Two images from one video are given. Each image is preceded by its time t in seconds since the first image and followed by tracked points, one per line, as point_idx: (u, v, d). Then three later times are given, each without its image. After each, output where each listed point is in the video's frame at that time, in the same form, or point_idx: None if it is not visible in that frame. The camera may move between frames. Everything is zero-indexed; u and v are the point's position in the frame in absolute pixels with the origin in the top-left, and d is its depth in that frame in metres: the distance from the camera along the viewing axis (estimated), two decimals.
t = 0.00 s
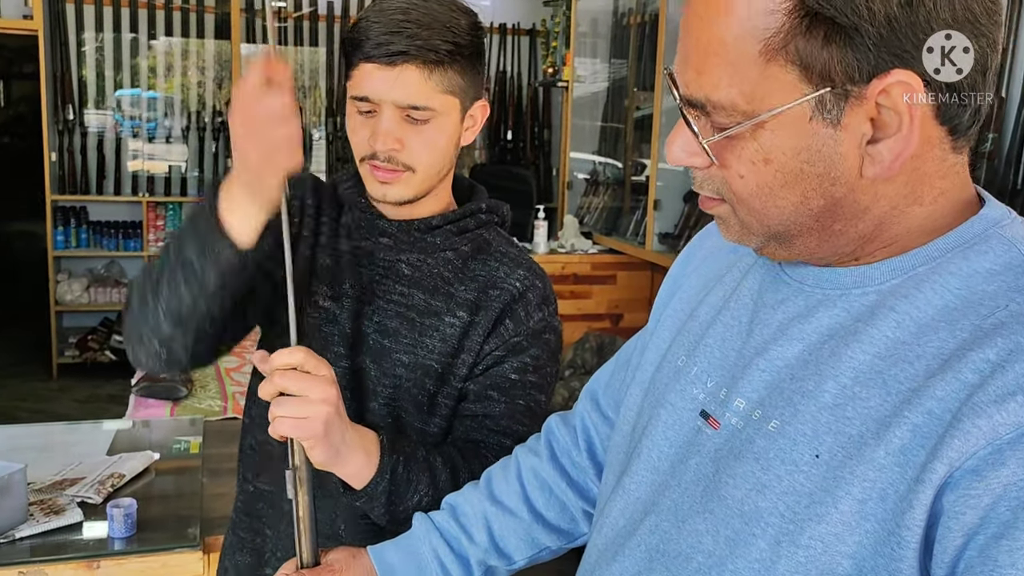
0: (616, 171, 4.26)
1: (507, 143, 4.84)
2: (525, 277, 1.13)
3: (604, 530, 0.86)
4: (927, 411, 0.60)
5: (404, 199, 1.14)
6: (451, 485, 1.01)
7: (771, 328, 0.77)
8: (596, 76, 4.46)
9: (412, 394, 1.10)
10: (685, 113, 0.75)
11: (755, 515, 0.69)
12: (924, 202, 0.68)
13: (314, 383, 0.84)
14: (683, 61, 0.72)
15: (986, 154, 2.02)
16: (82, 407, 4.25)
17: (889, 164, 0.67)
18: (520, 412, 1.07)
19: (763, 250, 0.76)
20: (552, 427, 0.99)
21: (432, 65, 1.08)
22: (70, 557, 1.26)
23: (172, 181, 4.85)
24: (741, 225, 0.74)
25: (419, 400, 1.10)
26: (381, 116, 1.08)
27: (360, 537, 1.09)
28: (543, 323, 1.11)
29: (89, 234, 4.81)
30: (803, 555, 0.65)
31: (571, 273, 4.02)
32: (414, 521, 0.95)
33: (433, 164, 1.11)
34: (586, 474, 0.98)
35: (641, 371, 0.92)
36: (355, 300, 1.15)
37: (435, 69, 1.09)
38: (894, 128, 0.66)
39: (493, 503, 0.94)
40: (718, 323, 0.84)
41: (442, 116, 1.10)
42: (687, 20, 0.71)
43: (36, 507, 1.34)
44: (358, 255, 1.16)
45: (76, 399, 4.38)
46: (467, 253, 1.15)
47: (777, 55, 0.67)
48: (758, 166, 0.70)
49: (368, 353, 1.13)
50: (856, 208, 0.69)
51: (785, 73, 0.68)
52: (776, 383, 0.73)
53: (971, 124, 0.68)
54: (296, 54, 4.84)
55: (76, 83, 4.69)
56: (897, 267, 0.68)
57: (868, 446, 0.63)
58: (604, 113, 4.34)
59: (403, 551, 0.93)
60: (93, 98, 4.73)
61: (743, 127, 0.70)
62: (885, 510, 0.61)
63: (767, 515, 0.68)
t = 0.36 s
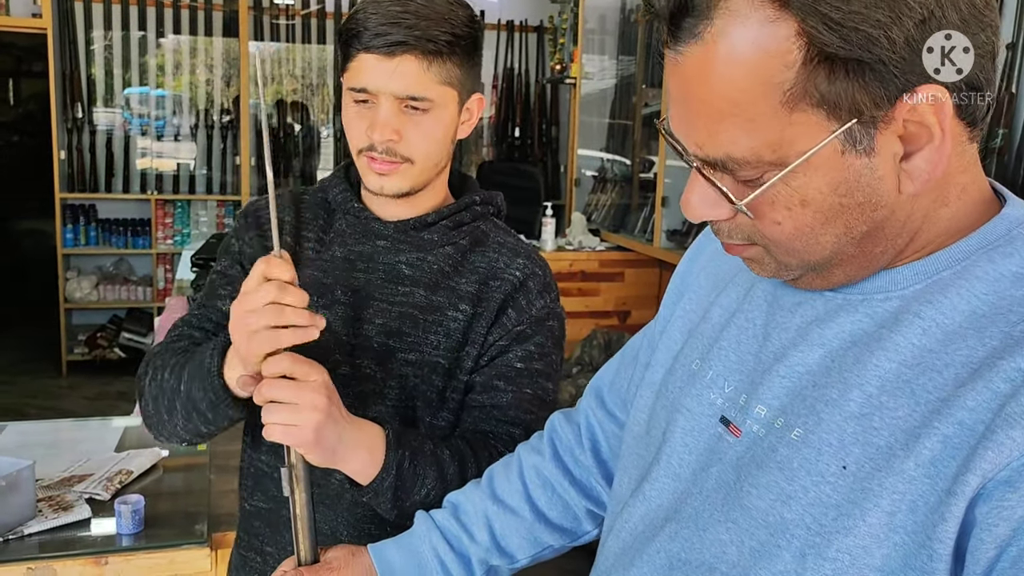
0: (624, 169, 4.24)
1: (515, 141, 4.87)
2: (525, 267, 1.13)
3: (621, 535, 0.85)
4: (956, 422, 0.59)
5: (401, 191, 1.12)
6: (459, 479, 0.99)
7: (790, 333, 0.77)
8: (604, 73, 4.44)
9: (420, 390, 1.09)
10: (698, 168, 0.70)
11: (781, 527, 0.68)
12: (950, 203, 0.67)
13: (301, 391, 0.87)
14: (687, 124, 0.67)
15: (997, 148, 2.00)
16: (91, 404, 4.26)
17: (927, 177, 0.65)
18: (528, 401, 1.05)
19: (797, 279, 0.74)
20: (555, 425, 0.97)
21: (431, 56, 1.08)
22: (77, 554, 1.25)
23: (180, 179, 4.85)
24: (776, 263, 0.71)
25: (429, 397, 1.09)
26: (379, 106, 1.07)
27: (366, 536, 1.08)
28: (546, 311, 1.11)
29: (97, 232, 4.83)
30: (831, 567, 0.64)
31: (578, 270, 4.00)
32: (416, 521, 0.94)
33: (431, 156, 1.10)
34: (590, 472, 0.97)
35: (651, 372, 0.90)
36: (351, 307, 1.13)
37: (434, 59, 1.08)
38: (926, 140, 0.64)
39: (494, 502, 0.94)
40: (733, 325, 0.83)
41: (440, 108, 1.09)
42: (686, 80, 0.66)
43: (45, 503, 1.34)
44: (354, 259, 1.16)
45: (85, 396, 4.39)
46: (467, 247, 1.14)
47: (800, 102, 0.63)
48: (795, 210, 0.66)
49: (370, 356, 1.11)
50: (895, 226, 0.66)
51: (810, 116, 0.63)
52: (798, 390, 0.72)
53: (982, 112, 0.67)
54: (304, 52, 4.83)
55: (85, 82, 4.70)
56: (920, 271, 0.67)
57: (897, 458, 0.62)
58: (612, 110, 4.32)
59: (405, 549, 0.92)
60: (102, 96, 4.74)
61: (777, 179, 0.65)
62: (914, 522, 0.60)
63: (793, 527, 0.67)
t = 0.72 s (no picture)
0: (628, 170, 4.25)
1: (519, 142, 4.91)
2: (523, 270, 1.13)
3: (629, 542, 0.86)
4: (981, 444, 0.58)
5: (398, 190, 1.12)
6: (455, 481, 1.00)
7: (803, 345, 0.76)
8: (608, 73, 4.43)
9: (416, 391, 1.10)
10: (710, 193, 0.70)
11: (799, 546, 0.68)
12: (968, 216, 0.66)
13: (301, 394, 0.87)
14: (700, 149, 0.67)
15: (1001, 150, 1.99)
16: (96, 406, 4.27)
17: (948, 198, 0.65)
18: (524, 406, 1.06)
19: (811, 296, 0.74)
20: (552, 423, 0.97)
21: (427, 56, 1.09)
22: (83, 555, 1.26)
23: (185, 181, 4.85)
24: (791, 282, 0.72)
25: (423, 398, 1.09)
26: (376, 106, 1.08)
27: (365, 537, 1.09)
28: (543, 315, 1.11)
29: (103, 234, 4.82)
30: None
31: (582, 271, 4.01)
32: (414, 521, 0.94)
33: (427, 156, 1.10)
34: (588, 472, 0.96)
35: (655, 377, 0.90)
36: (351, 304, 1.14)
37: (429, 59, 1.09)
38: (947, 159, 0.64)
39: (492, 502, 0.94)
40: (742, 333, 0.83)
41: (436, 107, 1.09)
42: (698, 105, 0.65)
43: (51, 504, 1.35)
44: (356, 255, 1.16)
45: (91, 398, 4.40)
46: (465, 249, 1.15)
47: (821, 130, 0.63)
48: (815, 232, 0.66)
49: (367, 353, 1.12)
50: (917, 243, 0.66)
51: (828, 142, 0.63)
52: (814, 405, 0.72)
53: (1001, 121, 0.66)
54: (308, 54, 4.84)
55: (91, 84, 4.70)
56: (938, 285, 0.67)
57: (919, 479, 0.61)
58: (616, 111, 4.31)
59: (404, 550, 0.92)
60: (107, 98, 4.74)
61: (798, 208, 0.65)
62: (937, 545, 0.60)
63: (811, 547, 0.67)
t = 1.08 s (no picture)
0: (631, 173, 4.26)
1: (523, 145, 4.89)
2: (522, 275, 1.14)
3: (633, 546, 0.86)
4: (980, 450, 0.59)
5: (402, 202, 1.13)
6: (458, 486, 1.00)
7: (803, 351, 0.77)
8: (611, 76, 4.45)
9: (418, 401, 1.10)
10: (710, 207, 0.70)
11: (800, 552, 0.68)
12: (968, 225, 0.66)
13: (302, 398, 0.88)
14: (700, 164, 0.67)
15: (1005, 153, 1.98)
16: (101, 409, 4.29)
17: (947, 208, 0.65)
18: (525, 411, 1.06)
19: (813, 305, 0.74)
20: (555, 428, 0.98)
21: (434, 71, 1.08)
22: (90, 557, 1.27)
23: (190, 184, 4.86)
24: (793, 291, 0.72)
25: (425, 407, 1.10)
26: (381, 119, 1.08)
27: (366, 543, 1.09)
28: (543, 320, 1.11)
29: (107, 238, 4.83)
30: None
31: (586, 275, 4.01)
32: (416, 525, 0.95)
33: (432, 168, 1.11)
34: (592, 476, 0.95)
35: (659, 383, 0.90)
36: (346, 317, 1.14)
37: (437, 75, 1.09)
38: (945, 171, 0.64)
39: (494, 506, 0.94)
40: (743, 340, 0.83)
41: (443, 121, 1.10)
42: (697, 123, 0.66)
43: (57, 507, 1.36)
44: (350, 268, 1.16)
45: (96, 401, 4.41)
46: (464, 256, 1.15)
47: (817, 146, 0.63)
48: (814, 244, 0.66)
49: (367, 365, 1.12)
50: (916, 253, 0.66)
51: (825, 156, 0.63)
52: (815, 411, 0.73)
53: (1000, 129, 0.66)
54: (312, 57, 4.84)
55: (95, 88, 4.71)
56: (938, 291, 0.67)
57: (919, 486, 0.62)
58: (619, 114, 4.32)
59: (406, 553, 0.93)
60: (112, 102, 4.75)
61: (797, 221, 0.66)
62: (936, 552, 0.60)
63: (812, 552, 0.68)
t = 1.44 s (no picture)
0: (633, 175, 4.26)
1: (524, 148, 4.89)
2: (527, 277, 1.14)
3: (629, 544, 0.86)
4: (969, 447, 0.59)
5: (411, 203, 1.14)
6: (460, 485, 1.01)
7: (796, 349, 0.77)
8: (613, 79, 4.48)
9: (423, 399, 1.11)
10: (696, 203, 0.71)
11: (794, 548, 0.69)
12: (954, 226, 0.67)
13: (305, 400, 0.88)
14: (684, 160, 0.68)
15: (1003, 155, 1.99)
16: (104, 411, 4.29)
17: (928, 211, 0.65)
18: (529, 410, 1.07)
19: (801, 301, 0.75)
20: (556, 428, 0.98)
21: (444, 74, 1.09)
22: (93, 557, 1.27)
23: (192, 187, 4.86)
24: (777, 286, 0.73)
25: (431, 405, 1.10)
26: (392, 121, 1.09)
27: (369, 541, 1.09)
28: (548, 321, 1.12)
29: (110, 240, 4.84)
30: None
31: (588, 277, 4.01)
32: (418, 524, 0.95)
33: (442, 170, 1.12)
34: (591, 477, 0.96)
35: (654, 381, 0.91)
36: (355, 315, 1.14)
37: (447, 78, 1.10)
38: (927, 173, 0.64)
39: (495, 506, 0.94)
40: (737, 339, 0.83)
41: (452, 124, 1.10)
42: (682, 119, 0.66)
43: (60, 508, 1.36)
44: (359, 267, 1.16)
45: (98, 402, 4.42)
46: (470, 257, 1.15)
47: (793, 145, 0.64)
48: (794, 242, 0.67)
49: (374, 363, 1.12)
50: (895, 253, 0.67)
51: (801, 155, 0.64)
52: (807, 409, 0.73)
53: (985, 134, 0.65)
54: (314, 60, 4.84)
55: (98, 90, 4.71)
56: (928, 290, 0.67)
57: (909, 482, 0.62)
58: (621, 116, 4.33)
59: (408, 553, 0.93)
60: (115, 104, 4.75)
61: (778, 217, 0.66)
62: (927, 547, 0.61)
63: (806, 549, 0.68)
